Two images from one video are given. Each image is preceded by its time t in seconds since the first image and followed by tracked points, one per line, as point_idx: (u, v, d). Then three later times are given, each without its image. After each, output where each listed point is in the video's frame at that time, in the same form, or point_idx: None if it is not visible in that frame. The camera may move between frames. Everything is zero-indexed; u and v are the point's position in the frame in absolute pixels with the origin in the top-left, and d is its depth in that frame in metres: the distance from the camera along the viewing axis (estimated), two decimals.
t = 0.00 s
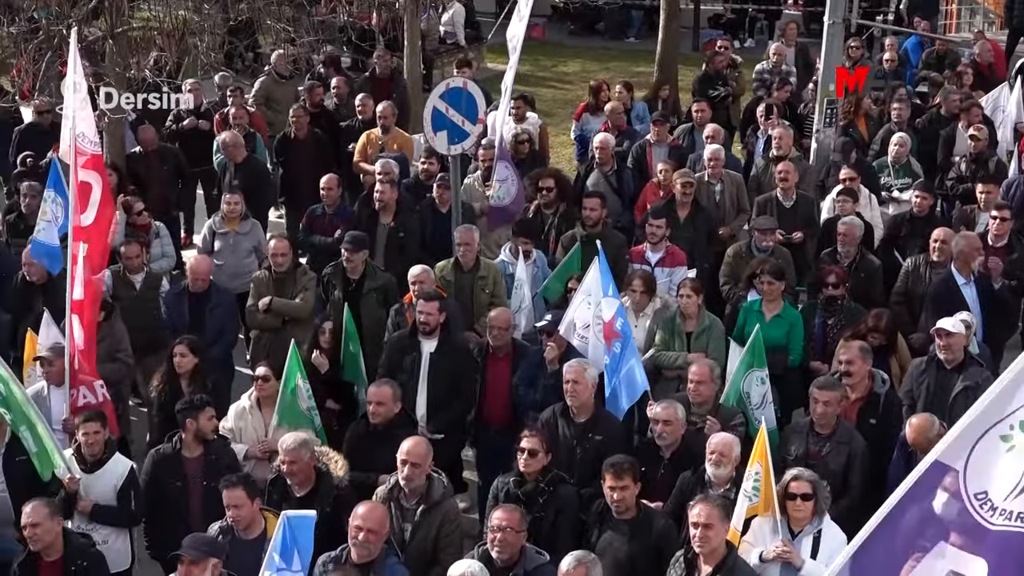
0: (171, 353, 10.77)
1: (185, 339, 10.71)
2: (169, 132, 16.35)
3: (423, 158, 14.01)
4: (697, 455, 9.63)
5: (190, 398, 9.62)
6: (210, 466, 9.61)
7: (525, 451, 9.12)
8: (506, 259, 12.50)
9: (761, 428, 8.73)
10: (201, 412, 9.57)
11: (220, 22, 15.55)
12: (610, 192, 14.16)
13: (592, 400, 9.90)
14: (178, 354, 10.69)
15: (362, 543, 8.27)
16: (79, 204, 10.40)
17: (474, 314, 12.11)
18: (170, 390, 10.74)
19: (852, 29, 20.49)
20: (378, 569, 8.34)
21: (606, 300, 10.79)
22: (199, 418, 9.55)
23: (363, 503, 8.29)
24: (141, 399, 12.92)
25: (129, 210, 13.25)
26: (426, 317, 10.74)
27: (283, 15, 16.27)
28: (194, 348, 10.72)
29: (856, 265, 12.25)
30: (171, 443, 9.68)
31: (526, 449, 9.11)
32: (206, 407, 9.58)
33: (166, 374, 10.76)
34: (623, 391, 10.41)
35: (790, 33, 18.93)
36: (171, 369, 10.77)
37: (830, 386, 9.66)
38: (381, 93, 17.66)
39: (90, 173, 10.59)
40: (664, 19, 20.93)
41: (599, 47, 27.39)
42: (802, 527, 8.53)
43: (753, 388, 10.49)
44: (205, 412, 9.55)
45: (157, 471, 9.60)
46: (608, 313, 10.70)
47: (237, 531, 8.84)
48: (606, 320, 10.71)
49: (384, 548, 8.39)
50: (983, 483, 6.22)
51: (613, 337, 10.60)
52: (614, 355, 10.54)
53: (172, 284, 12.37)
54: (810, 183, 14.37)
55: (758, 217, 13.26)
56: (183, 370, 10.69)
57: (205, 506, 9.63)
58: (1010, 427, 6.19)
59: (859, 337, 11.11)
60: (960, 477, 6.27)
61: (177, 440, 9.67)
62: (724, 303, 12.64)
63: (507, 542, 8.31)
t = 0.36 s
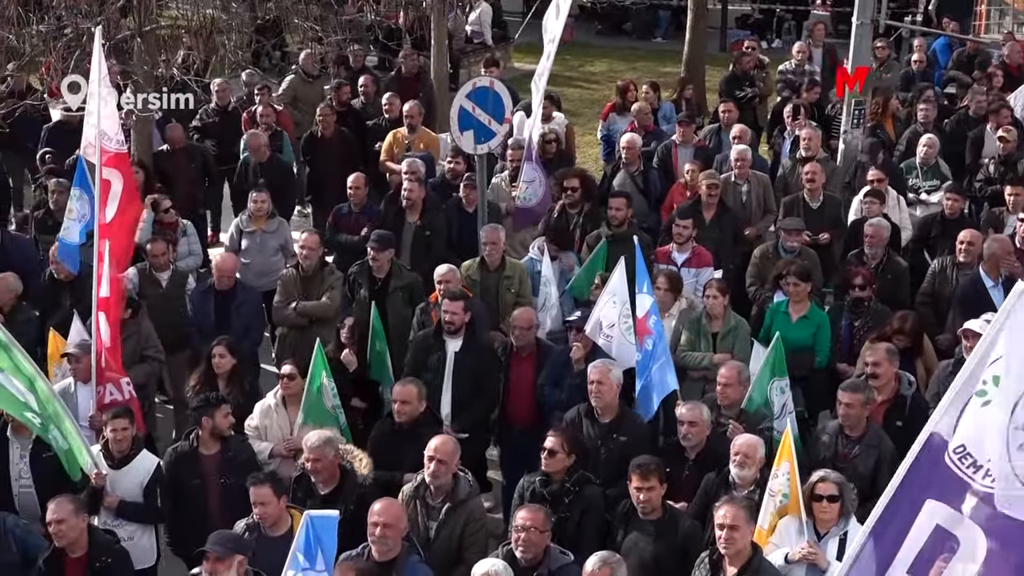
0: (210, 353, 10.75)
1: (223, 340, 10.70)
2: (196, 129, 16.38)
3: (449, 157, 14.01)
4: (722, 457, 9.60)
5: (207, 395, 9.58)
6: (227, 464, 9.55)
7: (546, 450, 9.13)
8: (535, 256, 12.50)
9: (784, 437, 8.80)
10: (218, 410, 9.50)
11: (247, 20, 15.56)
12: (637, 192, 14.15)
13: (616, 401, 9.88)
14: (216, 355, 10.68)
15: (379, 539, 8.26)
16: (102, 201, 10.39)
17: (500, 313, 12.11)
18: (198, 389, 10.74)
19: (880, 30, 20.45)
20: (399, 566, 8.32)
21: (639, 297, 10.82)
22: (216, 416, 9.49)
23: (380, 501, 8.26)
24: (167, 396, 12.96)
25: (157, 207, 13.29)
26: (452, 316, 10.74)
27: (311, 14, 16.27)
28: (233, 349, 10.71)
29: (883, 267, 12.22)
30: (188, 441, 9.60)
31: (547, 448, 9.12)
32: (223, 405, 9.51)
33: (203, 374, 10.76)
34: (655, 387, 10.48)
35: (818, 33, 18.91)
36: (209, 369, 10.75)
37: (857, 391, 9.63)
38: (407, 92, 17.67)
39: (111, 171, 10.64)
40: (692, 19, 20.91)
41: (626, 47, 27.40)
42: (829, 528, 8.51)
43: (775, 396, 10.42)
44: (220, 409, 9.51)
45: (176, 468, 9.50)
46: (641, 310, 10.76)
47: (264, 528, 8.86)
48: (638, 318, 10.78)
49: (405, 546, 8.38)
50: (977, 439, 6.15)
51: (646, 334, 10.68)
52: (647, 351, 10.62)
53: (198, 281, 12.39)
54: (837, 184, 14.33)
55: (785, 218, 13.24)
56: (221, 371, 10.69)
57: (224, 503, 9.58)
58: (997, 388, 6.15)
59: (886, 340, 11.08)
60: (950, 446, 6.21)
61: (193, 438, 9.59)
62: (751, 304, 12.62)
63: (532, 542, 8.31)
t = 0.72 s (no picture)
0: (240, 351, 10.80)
1: (252, 337, 10.73)
2: (223, 127, 16.43)
3: (475, 157, 14.01)
4: (746, 458, 9.58)
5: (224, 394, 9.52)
6: (245, 463, 9.53)
7: (568, 448, 9.20)
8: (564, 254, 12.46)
9: (805, 441, 8.89)
10: (235, 410, 9.47)
11: (275, 19, 15.86)
12: (662, 193, 14.14)
13: (640, 401, 9.87)
14: (245, 352, 10.72)
15: (385, 541, 8.19)
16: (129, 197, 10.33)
17: (525, 313, 12.08)
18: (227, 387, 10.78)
19: (909, 32, 20.40)
20: (414, 562, 8.24)
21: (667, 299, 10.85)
22: (233, 416, 9.46)
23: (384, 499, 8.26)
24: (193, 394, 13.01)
25: (184, 206, 13.35)
26: (477, 315, 10.74)
27: (337, 13, 16.76)
28: (262, 346, 10.74)
29: (910, 269, 12.19)
30: (207, 440, 9.61)
31: (570, 446, 9.19)
32: (240, 405, 9.48)
33: (233, 372, 10.80)
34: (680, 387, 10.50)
35: (846, 34, 18.87)
36: (239, 366, 10.80)
37: (884, 392, 9.59)
38: (434, 91, 17.70)
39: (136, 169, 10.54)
40: (719, 19, 20.89)
41: (652, 47, 27.38)
42: (854, 530, 8.47)
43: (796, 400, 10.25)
44: (239, 408, 9.48)
45: (200, 468, 9.52)
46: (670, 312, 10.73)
47: (288, 526, 8.87)
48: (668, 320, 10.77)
49: (419, 541, 8.28)
50: (992, 478, 7.50)
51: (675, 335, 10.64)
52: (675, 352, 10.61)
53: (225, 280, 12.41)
54: (864, 186, 14.31)
55: (812, 219, 13.21)
56: (250, 368, 10.74)
57: (244, 502, 9.53)
58: None
59: (913, 343, 11.05)
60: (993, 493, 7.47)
61: (211, 437, 9.60)
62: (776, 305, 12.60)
63: (556, 542, 8.30)
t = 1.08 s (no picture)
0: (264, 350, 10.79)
1: (275, 336, 10.72)
2: (247, 126, 16.47)
3: (499, 156, 14.00)
4: (769, 460, 9.54)
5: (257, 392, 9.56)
6: (274, 462, 9.58)
7: (593, 449, 9.15)
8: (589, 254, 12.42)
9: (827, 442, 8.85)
10: (266, 409, 9.50)
11: (300, 19, 15.77)
12: (686, 193, 14.13)
13: (664, 401, 9.86)
14: (269, 352, 10.72)
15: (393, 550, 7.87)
16: (159, 196, 10.50)
17: (548, 313, 12.08)
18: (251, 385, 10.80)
19: (934, 33, 20.35)
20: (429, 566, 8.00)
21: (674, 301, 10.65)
22: (263, 415, 9.50)
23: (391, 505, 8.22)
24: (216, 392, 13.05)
25: (209, 204, 13.37)
26: (500, 315, 10.71)
27: (361, 12, 16.61)
28: (286, 345, 10.73)
29: (935, 270, 12.15)
30: (236, 438, 9.68)
31: (595, 446, 9.14)
32: (270, 405, 9.50)
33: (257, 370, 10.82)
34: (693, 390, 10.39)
35: (871, 35, 18.83)
36: (262, 366, 10.77)
37: (908, 393, 9.55)
38: (457, 91, 17.71)
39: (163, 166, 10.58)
40: (743, 20, 20.86)
41: (677, 48, 27.36)
42: (876, 533, 8.44)
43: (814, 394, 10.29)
44: (271, 407, 9.51)
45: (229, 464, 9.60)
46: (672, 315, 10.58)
47: (309, 524, 8.87)
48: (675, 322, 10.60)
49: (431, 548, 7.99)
50: None
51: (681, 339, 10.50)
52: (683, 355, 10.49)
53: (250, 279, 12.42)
54: (888, 187, 14.27)
55: (836, 220, 13.18)
56: (274, 367, 10.74)
57: (269, 499, 9.59)
58: None
59: (938, 345, 11.01)
60: None
61: (240, 435, 9.67)
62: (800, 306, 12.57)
63: (578, 542, 8.29)
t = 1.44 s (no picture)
0: (286, 349, 10.80)
1: (298, 335, 10.73)
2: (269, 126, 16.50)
3: (521, 156, 13.99)
4: (791, 461, 9.52)
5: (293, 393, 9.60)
6: (299, 460, 9.60)
7: (621, 449, 9.11)
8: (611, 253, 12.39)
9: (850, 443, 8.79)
10: (302, 410, 9.54)
11: (324, 17, 15.85)
12: (708, 194, 14.11)
13: (687, 400, 9.83)
14: (292, 351, 10.72)
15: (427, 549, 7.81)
16: (187, 196, 10.47)
17: (570, 313, 12.07)
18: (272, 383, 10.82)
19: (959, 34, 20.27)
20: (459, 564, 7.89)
21: (684, 294, 10.74)
22: (299, 416, 9.54)
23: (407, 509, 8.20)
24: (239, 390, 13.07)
25: (232, 203, 13.37)
26: (522, 315, 10.74)
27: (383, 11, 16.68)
28: (308, 344, 10.74)
29: (959, 272, 12.11)
30: (270, 436, 9.70)
31: (621, 447, 9.11)
32: (307, 406, 9.55)
33: (279, 369, 10.83)
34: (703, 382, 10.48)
35: (895, 36, 18.78)
36: (285, 365, 10.78)
37: (930, 393, 9.52)
38: (480, 91, 17.71)
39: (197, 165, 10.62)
40: (767, 21, 20.82)
41: (700, 48, 27.33)
42: (897, 534, 8.41)
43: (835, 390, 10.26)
44: (307, 410, 9.56)
45: (254, 461, 9.63)
46: (684, 310, 10.67)
47: (328, 523, 8.88)
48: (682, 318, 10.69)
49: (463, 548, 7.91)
50: None
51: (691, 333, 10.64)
52: (693, 350, 10.60)
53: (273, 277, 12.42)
54: (912, 188, 14.23)
55: (859, 222, 13.14)
56: (297, 366, 10.73)
57: (290, 497, 9.60)
58: None
59: (961, 347, 10.96)
60: None
61: (275, 434, 9.69)
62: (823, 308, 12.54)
63: (598, 542, 8.28)
